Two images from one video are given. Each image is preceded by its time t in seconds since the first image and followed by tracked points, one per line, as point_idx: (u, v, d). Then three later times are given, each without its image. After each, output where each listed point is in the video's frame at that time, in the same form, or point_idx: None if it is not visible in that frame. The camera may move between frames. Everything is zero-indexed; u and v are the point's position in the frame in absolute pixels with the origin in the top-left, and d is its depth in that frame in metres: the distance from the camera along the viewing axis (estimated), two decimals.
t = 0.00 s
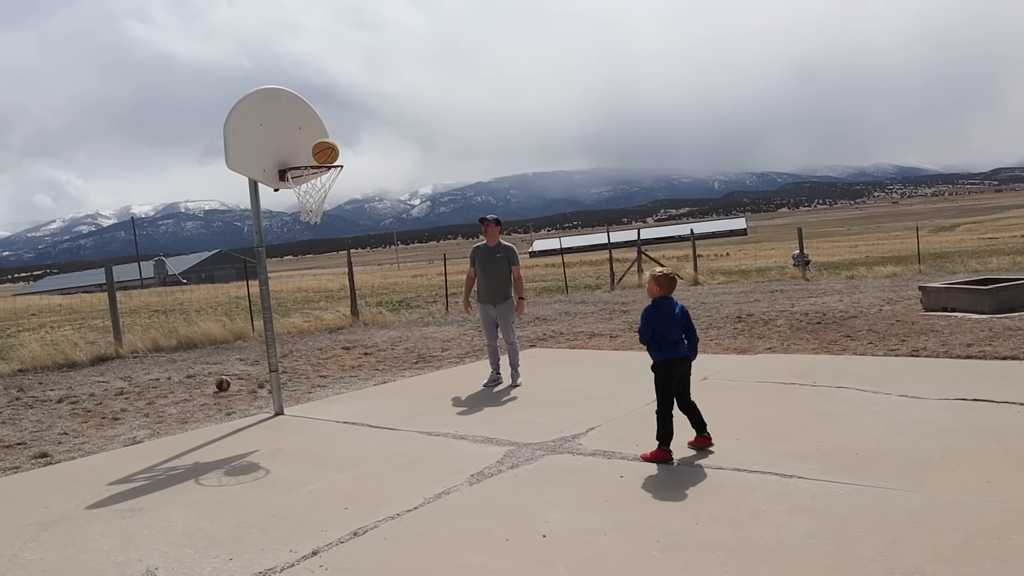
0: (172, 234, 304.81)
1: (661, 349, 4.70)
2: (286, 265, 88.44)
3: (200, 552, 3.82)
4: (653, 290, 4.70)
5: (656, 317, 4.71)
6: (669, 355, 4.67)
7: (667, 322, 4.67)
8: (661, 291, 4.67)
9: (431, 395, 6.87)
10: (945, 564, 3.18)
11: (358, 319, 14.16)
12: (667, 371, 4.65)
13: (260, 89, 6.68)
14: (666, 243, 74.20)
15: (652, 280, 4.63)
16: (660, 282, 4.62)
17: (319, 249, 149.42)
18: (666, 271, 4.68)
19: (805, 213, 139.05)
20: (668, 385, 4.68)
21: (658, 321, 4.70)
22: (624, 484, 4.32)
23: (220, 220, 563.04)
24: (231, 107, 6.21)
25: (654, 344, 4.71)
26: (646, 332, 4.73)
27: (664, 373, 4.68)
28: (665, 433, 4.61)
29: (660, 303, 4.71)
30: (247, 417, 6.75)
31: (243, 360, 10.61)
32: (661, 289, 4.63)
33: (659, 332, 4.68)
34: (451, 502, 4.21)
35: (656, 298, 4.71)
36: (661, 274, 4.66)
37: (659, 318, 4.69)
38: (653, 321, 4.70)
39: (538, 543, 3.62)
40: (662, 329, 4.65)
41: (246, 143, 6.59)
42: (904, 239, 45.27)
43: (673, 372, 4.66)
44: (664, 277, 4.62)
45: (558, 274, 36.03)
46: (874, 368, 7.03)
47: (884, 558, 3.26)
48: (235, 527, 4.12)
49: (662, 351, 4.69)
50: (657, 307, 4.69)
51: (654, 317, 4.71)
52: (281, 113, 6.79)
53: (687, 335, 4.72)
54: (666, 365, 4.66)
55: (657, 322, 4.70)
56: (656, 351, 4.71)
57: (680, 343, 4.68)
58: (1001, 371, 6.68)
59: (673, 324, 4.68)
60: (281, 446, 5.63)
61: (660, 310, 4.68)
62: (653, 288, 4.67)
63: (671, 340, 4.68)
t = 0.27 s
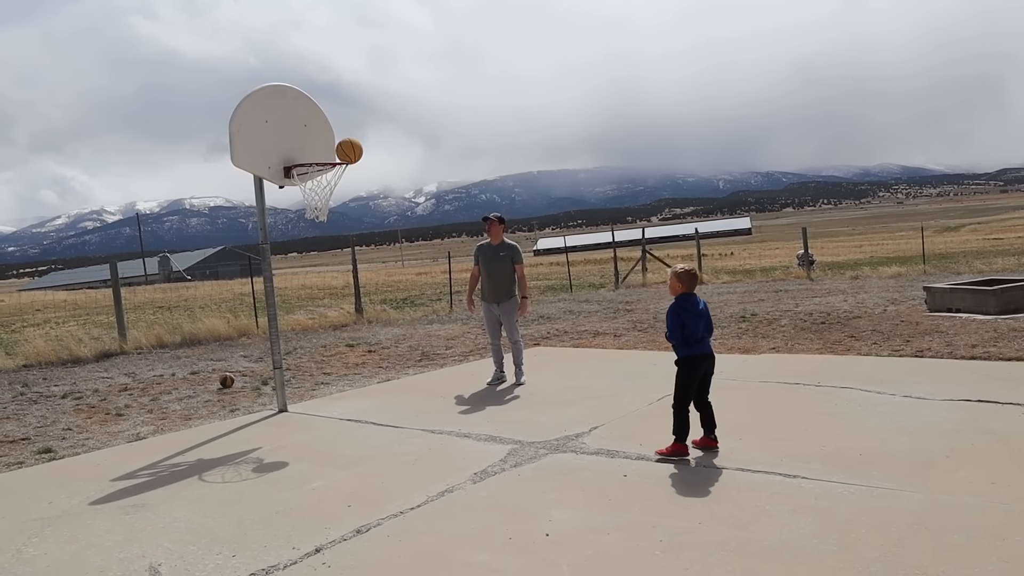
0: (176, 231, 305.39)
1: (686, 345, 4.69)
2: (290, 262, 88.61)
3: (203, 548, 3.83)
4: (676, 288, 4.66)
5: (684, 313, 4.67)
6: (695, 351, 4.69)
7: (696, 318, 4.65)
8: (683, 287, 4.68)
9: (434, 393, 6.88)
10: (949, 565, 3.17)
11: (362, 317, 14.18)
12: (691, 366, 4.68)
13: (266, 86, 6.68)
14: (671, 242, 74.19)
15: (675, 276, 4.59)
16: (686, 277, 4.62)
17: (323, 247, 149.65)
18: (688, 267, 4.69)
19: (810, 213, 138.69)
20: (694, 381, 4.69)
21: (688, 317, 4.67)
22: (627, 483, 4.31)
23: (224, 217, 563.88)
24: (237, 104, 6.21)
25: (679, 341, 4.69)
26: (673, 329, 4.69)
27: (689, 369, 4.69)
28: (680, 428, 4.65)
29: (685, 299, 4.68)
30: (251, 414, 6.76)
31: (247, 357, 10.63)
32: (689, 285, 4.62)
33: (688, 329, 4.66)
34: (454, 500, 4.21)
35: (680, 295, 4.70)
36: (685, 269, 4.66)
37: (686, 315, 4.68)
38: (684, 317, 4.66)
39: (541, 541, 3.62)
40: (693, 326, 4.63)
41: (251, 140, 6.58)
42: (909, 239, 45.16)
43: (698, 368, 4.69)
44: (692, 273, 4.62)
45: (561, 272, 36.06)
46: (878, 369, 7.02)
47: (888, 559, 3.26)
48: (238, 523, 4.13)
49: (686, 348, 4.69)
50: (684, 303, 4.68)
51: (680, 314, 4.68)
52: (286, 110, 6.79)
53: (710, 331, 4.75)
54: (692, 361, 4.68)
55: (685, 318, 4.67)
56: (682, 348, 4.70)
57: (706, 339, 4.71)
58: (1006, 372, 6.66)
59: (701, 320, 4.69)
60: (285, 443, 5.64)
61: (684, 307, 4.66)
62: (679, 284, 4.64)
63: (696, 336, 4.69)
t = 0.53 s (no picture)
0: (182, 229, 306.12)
1: (701, 340, 4.70)
2: (295, 260, 88.72)
3: (208, 544, 3.84)
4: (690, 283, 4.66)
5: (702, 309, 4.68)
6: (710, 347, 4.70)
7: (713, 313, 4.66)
8: (697, 282, 4.71)
9: (438, 390, 6.88)
10: (955, 563, 3.15)
11: (367, 314, 14.19)
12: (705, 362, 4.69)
13: (270, 83, 6.68)
14: (676, 239, 74.07)
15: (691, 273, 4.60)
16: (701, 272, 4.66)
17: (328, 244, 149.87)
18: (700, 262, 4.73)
19: (815, 210, 138.31)
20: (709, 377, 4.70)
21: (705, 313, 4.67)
22: (632, 481, 4.31)
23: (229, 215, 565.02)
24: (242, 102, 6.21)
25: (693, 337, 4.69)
26: (689, 325, 4.69)
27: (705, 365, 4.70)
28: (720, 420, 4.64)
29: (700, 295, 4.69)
30: (256, 412, 6.77)
31: (252, 355, 10.64)
32: (704, 280, 4.65)
33: (704, 324, 4.68)
34: (458, 497, 4.21)
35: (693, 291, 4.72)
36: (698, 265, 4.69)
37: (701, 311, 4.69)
38: (700, 313, 4.66)
39: (546, 539, 3.62)
40: (709, 321, 4.64)
41: (256, 138, 6.58)
42: (915, 237, 45.01)
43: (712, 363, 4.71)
44: (706, 268, 4.66)
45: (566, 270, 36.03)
46: (884, 366, 7.00)
47: (894, 557, 3.24)
48: (243, 520, 4.14)
49: (701, 344, 4.69)
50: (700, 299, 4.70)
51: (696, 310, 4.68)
52: (291, 107, 6.80)
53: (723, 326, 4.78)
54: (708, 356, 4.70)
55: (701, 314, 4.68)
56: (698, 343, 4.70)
57: (719, 334, 4.74)
58: (1013, 370, 6.63)
59: (716, 315, 4.70)
60: (290, 439, 5.64)
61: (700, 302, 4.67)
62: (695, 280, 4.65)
63: (710, 331, 4.71)
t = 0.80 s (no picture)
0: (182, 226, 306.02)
1: (713, 339, 4.67)
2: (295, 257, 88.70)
3: (208, 540, 3.85)
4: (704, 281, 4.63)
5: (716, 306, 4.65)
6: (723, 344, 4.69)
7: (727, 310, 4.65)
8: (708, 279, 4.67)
9: (438, 386, 6.88)
10: (955, 557, 3.16)
11: (366, 310, 14.20)
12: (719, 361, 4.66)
13: (269, 80, 6.68)
14: (676, 235, 74.06)
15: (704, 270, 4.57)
16: (712, 268, 4.63)
17: (327, 241, 149.80)
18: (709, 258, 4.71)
19: (815, 206, 138.24)
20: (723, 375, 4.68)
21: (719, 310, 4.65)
22: (631, 476, 4.31)
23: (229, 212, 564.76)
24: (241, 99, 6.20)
25: (707, 335, 4.65)
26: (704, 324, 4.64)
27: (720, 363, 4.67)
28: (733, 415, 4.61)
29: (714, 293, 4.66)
30: (255, 408, 6.78)
31: (251, 351, 10.65)
32: (717, 276, 4.63)
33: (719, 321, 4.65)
34: (458, 493, 4.22)
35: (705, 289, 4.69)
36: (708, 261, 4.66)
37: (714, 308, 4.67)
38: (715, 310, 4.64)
39: (545, 534, 3.62)
40: (724, 318, 4.62)
41: (255, 134, 6.57)
42: (915, 232, 44.99)
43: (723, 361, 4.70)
44: (718, 264, 4.64)
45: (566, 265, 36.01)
46: (883, 362, 7.00)
47: (894, 551, 3.25)
48: (243, 516, 4.15)
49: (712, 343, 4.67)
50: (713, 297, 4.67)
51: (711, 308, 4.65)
52: (290, 104, 6.80)
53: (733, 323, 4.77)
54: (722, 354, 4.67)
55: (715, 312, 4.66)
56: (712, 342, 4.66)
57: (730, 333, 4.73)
58: (1013, 365, 6.63)
59: (728, 314, 4.69)
60: (290, 436, 5.65)
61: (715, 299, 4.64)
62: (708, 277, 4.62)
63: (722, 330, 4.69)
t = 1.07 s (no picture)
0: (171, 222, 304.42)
1: (729, 340, 4.58)
2: (286, 253, 88.41)
3: (200, 538, 3.84)
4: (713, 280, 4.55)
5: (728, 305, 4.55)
6: (740, 345, 4.57)
7: (741, 310, 4.54)
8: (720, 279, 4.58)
9: (429, 383, 6.88)
10: (944, 552, 3.19)
11: (357, 307, 14.17)
12: (734, 363, 4.57)
13: (258, 76, 6.62)
14: (666, 231, 74.22)
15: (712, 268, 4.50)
16: (722, 266, 4.54)
17: (318, 237, 149.37)
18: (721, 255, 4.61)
19: (805, 201, 138.76)
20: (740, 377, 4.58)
21: (731, 310, 4.55)
22: (623, 472, 4.32)
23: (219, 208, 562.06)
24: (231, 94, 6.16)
25: (721, 336, 4.56)
26: (716, 324, 4.57)
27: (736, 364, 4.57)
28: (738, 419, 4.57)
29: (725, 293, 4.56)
30: (246, 405, 6.75)
31: (242, 348, 10.62)
32: (727, 274, 4.52)
33: (731, 322, 4.55)
34: (450, 489, 4.22)
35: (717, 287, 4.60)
36: (720, 258, 4.56)
37: (727, 307, 4.57)
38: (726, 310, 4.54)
39: (537, 530, 3.63)
40: (737, 318, 4.52)
41: (244, 130, 6.53)
42: (904, 227, 45.26)
43: (740, 361, 4.60)
44: (728, 262, 4.53)
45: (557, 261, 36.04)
46: (872, 357, 7.04)
47: (884, 546, 3.27)
48: (234, 513, 4.14)
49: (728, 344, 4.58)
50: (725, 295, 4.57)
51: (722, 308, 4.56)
52: (280, 100, 6.77)
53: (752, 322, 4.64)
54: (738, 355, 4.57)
55: (729, 312, 4.56)
56: (726, 343, 4.57)
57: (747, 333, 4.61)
58: (1001, 360, 6.69)
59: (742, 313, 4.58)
60: (281, 433, 5.64)
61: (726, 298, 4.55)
62: (717, 275, 4.53)
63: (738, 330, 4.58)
